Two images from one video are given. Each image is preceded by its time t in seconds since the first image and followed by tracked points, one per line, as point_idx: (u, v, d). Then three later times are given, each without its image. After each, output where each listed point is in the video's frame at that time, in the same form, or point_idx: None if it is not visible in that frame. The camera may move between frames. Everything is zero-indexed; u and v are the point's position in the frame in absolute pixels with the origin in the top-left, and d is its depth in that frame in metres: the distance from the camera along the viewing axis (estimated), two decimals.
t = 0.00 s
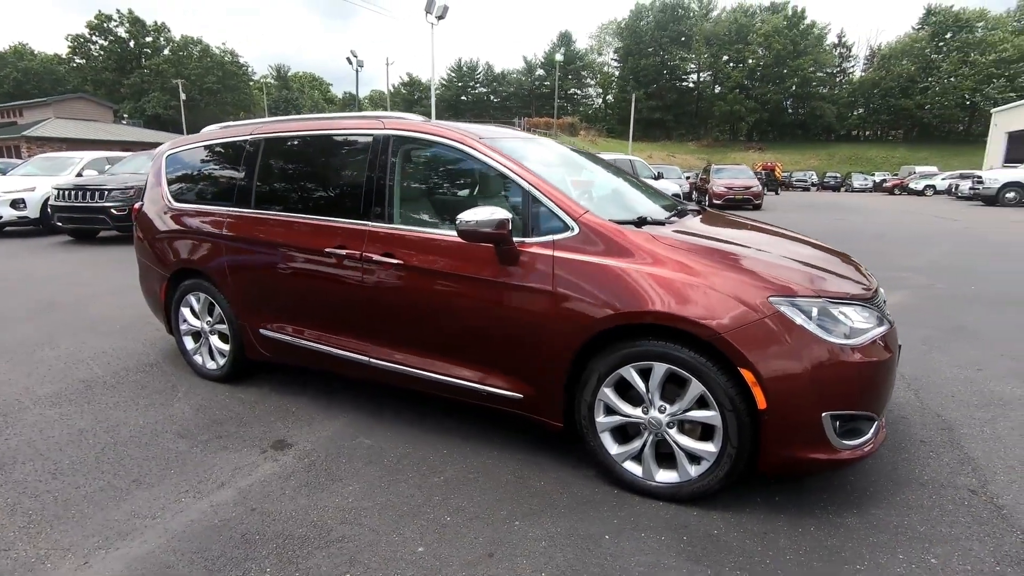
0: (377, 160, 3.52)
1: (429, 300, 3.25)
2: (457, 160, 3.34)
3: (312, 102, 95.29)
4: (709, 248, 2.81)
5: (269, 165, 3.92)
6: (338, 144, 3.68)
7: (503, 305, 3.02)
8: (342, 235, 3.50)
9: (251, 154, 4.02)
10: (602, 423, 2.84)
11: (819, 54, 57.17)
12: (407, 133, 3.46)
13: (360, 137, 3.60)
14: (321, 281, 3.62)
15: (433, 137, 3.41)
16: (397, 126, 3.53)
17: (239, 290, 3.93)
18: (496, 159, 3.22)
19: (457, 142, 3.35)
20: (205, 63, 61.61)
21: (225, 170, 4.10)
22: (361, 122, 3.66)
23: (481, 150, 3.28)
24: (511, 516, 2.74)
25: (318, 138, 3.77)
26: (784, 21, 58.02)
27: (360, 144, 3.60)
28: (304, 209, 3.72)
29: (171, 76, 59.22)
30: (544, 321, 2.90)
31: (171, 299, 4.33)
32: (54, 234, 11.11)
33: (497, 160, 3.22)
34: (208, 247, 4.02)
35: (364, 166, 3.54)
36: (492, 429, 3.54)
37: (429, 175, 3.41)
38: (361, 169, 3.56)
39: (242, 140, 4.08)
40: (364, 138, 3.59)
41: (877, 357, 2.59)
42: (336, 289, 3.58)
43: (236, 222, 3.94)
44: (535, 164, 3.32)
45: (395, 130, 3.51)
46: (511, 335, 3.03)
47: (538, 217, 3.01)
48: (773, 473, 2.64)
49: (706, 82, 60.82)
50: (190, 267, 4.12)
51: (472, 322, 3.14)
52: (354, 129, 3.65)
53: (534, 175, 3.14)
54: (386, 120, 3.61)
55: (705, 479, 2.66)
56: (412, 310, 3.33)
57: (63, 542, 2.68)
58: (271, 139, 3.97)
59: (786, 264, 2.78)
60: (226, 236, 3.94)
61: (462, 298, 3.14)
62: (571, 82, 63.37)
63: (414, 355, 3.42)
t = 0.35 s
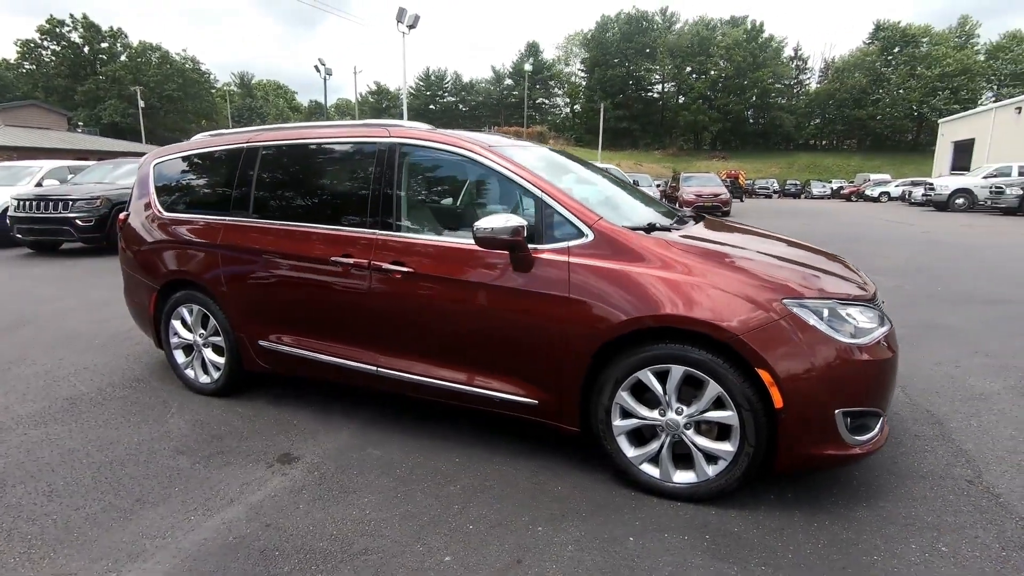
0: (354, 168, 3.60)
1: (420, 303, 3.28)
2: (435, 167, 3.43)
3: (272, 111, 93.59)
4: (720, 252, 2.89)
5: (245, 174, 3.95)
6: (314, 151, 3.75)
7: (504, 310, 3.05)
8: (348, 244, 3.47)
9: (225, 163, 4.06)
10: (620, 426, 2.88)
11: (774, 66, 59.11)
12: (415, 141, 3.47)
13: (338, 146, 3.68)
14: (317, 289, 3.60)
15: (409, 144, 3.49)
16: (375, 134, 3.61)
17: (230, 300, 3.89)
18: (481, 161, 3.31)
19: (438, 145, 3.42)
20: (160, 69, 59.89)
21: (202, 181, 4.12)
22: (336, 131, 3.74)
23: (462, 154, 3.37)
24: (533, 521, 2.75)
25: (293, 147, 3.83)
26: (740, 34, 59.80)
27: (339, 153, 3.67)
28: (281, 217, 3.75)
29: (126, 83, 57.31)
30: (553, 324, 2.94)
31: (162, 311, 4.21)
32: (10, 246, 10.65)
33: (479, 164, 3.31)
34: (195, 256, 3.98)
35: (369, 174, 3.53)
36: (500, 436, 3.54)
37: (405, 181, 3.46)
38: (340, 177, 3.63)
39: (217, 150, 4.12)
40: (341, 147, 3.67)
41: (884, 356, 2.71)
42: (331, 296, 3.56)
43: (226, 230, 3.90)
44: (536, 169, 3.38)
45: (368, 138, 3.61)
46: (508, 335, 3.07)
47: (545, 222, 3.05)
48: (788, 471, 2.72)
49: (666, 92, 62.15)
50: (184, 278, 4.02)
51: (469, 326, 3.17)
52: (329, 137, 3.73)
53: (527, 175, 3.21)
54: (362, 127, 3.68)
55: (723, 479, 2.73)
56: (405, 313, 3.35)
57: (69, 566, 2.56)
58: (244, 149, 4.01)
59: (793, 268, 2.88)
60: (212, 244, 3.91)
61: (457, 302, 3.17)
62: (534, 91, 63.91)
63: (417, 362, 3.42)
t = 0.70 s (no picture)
0: (331, 175, 3.65)
1: (409, 304, 3.32)
2: (415, 172, 3.46)
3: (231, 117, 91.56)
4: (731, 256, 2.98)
5: (218, 180, 3.96)
6: (291, 158, 3.79)
7: (515, 313, 3.09)
8: (356, 250, 3.44)
9: (201, 171, 4.06)
10: (635, 427, 2.94)
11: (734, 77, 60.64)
12: (422, 147, 3.47)
13: (313, 152, 3.73)
14: (318, 295, 3.55)
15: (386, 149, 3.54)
16: (352, 141, 3.66)
17: (225, 307, 3.81)
18: (461, 163, 3.39)
19: (418, 148, 3.48)
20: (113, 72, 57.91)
21: (187, 189, 4.07)
22: (310, 137, 3.79)
23: (441, 157, 3.43)
24: (555, 523, 2.78)
25: (269, 155, 3.86)
26: (699, 46, 61.32)
27: (314, 161, 3.72)
28: (283, 223, 3.70)
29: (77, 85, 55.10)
30: (567, 327, 2.99)
31: (153, 320, 4.10)
32: None
33: (457, 168, 3.39)
34: (188, 263, 3.90)
35: (377, 179, 3.52)
36: (508, 441, 3.56)
37: (380, 187, 3.50)
38: (318, 182, 3.67)
39: (194, 158, 4.10)
40: (316, 154, 3.72)
41: (887, 353, 2.83)
42: (331, 301, 3.53)
43: (224, 236, 3.83)
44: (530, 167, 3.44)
45: (342, 145, 3.66)
46: (507, 335, 3.13)
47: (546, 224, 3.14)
48: (799, 465, 2.82)
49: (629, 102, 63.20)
50: (179, 286, 3.93)
51: (466, 327, 3.21)
52: (304, 143, 3.78)
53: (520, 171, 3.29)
54: (339, 134, 3.73)
55: (738, 476, 2.81)
56: (392, 312, 3.37)
57: None
58: (221, 156, 4.00)
59: (797, 270, 2.99)
60: (196, 248, 3.89)
61: (441, 302, 3.24)
62: (500, 99, 64.15)
63: (424, 367, 3.41)
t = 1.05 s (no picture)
0: (313, 180, 3.69)
1: (413, 307, 3.34)
2: (399, 177, 3.51)
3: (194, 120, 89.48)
4: (742, 258, 3.06)
5: (199, 186, 3.96)
6: (271, 163, 3.81)
7: (530, 315, 3.12)
8: (368, 254, 3.42)
9: (185, 177, 4.03)
10: (653, 426, 2.99)
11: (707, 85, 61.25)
12: (434, 151, 3.48)
13: (291, 156, 3.75)
14: (326, 300, 3.53)
15: (370, 154, 3.59)
16: (334, 146, 3.69)
17: (227, 313, 3.76)
18: (449, 166, 3.45)
19: (403, 153, 3.53)
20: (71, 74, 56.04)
21: (187, 195, 3.99)
22: (292, 142, 3.81)
23: (427, 161, 3.48)
24: (578, 523, 2.81)
25: (248, 160, 3.87)
26: (668, 54, 62.37)
27: (292, 166, 3.75)
28: (291, 228, 3.66)
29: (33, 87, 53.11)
30: (582, 329, 3.04)
31: (151, 328, 4.02)
32: None
33: (446, 171, 3.45)
34: (186, 269, 3.84)
35: (389, 184, 3.51)
36: (519, 443, 3.58)
37: (363, 192, 3.55)
38: (298, 187, 3.71)
39: (188, 162, 4.04)
40: (297, 158, 3.75)
41: (894, 350, 2.94)
42: (338, 306, 3.52)
43: (227, 241, 3.77)
44: (530, 165, 3.48)
45: (330, 149, 3.69)
46: (522, 338, 3.16)
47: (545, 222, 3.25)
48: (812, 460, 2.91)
49: (599, 108, 63.87)
50: (181, 292, 3.86)
51: (476, 329, 3.25)
52: (287, 148, 3.79)
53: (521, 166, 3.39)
54: (321, 140, 3.76)
55: (754, 472, 2.88)
56: (397, 314, 3.39)
57: None
58: (204, 161, 4.00)
59: (804, 271, 3.09)
60: (190, 254, 3.84)
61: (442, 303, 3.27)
62: (471, 104, 64.13)
63: (435, 371, 3.42)
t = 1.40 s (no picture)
0: (294, 182, 3.67)
1: (428, 308, 3.32)
2: (383, 180, 3.52)
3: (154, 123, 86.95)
4: (757, 257, 3.13)
5: (192, 188, 3.87)
6: (248, 164, 3.77)
7: (551, 316, 3.13)
8: (382, 256, 3.38)
9: (179, 179, 3.93)
10: (674, 424, 3.03)
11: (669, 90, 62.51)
12: (448, 152, 3.46)
13: (269, 159, 3.73)
14: (338, 303, 3.48)
15: (352, 157, 3.59)
16: (315, 148, 3.68)
17: (234, 318, 3.67)
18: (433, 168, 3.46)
19: (387, 156, 3.53)
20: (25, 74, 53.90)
21: (187, 196, 3.87)
22: (296, 142, 3.76)
23: (411, 163, 3.49)
24: (605, 522, 2.82)
25: (226, 163, 3.83)
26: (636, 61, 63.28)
27: (269, 167, 3.73)
28: (300, 230, 3.59)
29: None
30: (604, 328, 3.06)
31: (149, 334, 3.89)
32: None
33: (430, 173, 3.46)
34: (187, 273, 3.73)
35: (403, 185, 3.47)
36: (533, 443, 3.58)
37: (347, 193, 3.55)
38: (279, 190, 3.68)
39: (187, 163, 3.93)
40: (275, 160, 3.72)
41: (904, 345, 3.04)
42: (349, 308, 3.46)
43: (232, 244, 3.68)
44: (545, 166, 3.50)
45: (340, 150, 3.63)
46: (542, 338, 3.16)
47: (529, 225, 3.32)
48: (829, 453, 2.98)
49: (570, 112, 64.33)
50: (182, 297, 3.75)
51: (495, 330, 3.24)
52: (265, 150, 3.76)
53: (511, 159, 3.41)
54: (301, 142, 3.75)
55: (774, 466, 2.94)
56: (412, 316, 3.36)
57: None
58: (182, 165, 3.94)
59: (814, 267, 3.17)
60: (189, 257, 3.74)
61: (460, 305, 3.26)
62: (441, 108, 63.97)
63: (451, 373, 3.39)
